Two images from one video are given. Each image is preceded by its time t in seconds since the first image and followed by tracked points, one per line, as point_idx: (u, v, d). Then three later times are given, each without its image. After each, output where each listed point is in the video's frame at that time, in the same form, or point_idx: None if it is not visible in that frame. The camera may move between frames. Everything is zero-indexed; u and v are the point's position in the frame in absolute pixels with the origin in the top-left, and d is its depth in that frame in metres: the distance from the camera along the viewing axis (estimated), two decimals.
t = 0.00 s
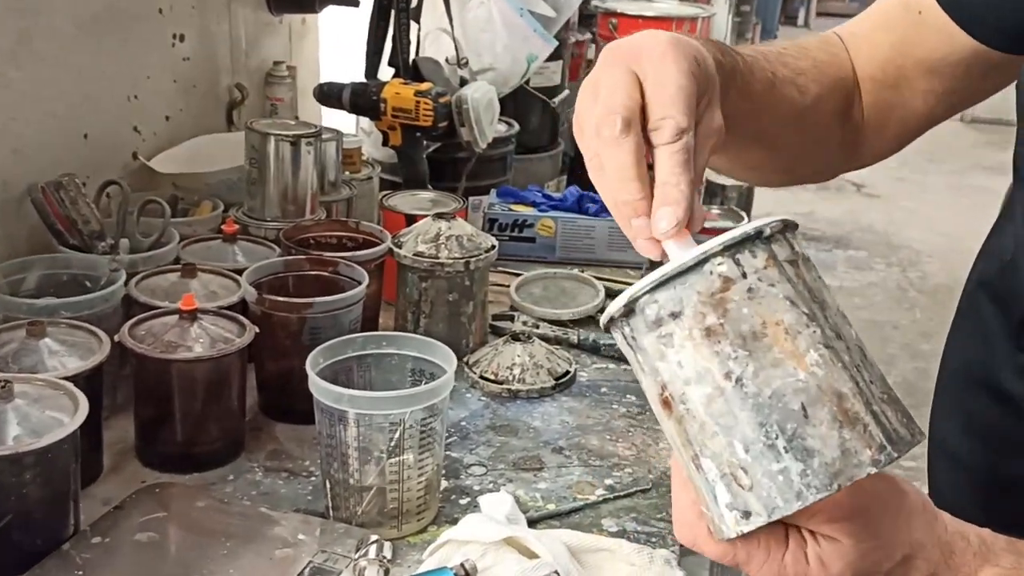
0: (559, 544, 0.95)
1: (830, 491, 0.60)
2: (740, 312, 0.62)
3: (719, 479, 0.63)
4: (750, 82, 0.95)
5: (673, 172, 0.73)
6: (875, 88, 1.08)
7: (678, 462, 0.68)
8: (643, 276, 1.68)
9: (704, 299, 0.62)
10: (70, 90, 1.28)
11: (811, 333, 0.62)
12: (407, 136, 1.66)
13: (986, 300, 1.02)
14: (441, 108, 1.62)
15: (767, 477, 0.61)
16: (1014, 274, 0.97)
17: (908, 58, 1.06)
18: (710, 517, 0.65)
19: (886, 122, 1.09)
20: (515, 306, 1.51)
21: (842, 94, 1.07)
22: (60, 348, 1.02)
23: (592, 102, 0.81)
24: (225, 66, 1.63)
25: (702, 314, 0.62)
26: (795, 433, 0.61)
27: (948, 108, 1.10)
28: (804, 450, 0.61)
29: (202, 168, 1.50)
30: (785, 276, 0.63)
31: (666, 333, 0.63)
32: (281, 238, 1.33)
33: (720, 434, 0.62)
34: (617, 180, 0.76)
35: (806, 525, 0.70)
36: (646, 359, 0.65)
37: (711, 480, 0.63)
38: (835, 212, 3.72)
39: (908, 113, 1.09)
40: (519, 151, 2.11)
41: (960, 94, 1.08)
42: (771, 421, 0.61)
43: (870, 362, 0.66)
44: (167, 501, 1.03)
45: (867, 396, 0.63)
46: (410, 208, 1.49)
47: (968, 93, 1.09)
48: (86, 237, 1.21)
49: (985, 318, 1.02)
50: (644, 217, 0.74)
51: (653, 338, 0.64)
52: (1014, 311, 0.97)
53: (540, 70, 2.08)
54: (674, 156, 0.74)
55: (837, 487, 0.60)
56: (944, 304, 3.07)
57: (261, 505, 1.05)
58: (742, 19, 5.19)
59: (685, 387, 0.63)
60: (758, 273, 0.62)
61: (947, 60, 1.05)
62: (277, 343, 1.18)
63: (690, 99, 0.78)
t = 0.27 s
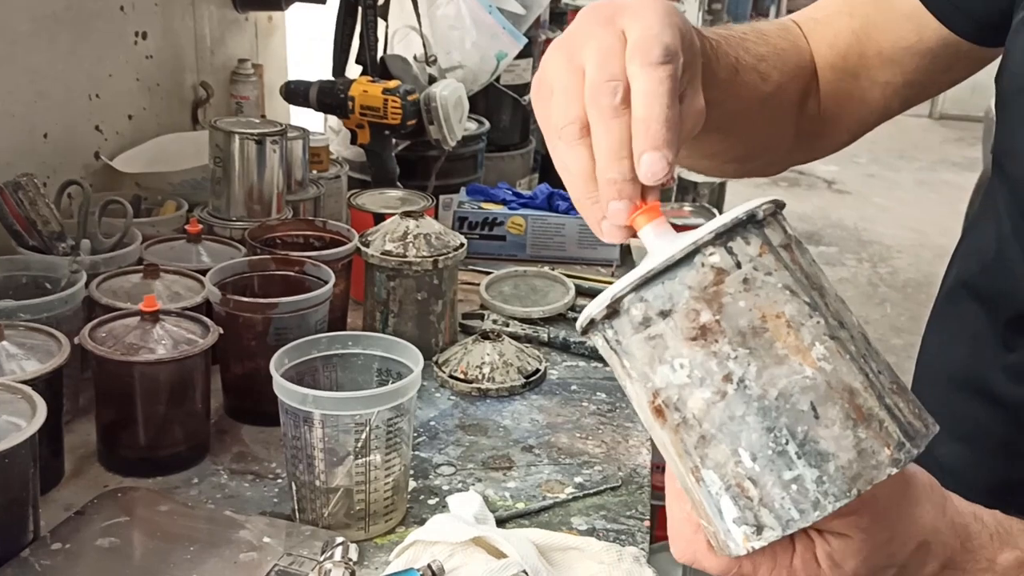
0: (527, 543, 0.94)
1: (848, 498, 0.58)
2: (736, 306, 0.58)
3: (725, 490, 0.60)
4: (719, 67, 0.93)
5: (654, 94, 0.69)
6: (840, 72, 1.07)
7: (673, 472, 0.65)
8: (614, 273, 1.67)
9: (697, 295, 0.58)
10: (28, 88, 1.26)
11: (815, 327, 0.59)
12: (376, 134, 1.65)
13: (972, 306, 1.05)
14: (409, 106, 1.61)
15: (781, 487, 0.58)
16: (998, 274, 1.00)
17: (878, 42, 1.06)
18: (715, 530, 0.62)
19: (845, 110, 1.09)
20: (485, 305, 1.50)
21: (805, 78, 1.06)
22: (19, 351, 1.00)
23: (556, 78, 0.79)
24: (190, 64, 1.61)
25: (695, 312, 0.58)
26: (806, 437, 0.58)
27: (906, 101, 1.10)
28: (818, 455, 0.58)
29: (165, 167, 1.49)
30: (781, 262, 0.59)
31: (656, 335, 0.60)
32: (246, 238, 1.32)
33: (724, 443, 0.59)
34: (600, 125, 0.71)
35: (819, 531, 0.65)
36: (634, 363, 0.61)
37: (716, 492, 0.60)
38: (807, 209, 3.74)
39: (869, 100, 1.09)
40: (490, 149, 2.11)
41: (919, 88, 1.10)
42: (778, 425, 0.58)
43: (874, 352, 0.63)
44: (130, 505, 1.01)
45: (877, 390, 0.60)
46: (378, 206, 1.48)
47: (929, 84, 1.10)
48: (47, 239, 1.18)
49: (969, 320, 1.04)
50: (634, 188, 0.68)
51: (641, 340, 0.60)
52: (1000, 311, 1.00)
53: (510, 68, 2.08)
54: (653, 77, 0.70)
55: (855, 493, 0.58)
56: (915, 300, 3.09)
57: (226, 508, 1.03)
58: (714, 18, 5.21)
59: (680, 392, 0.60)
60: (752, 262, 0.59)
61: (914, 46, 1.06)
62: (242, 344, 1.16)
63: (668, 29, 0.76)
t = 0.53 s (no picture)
0: (502, 533, 0.94)
1: (864, 510, 0.55)
2: (741, 304, 0.54)
3: (732, 500, 0.57)
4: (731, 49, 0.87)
5: (705, 68, 0.65)
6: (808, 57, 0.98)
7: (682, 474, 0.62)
8: (591, 267, 1.68)
9: (699, 292, 0.54)
10: None
11: (832, 322, 0.55)
12: (353, 128, 1.64)
13: (954, 302, 1.02)
14: (386, 99, 1.60)
15: (793, 498, 0.56)
16: (980, 268, 0.99)
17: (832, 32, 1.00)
18: (722, 536, 0.60)
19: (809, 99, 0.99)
20: (462, 299, 1.50)
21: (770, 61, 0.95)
22: None
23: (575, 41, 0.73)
24: (165, 56, 1.60)
25: (697, 310, 0.55)
26: (818, 445, 0.55)
27: (860, 91, 1.04)
28: (831, 465, 0.55)
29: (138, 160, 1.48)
30: (792, 252, 0.55)
31: (656, 335, 0.56)
32: (220, 231, 1.31)
33: (730, 450, 0.56)
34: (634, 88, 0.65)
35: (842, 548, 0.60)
36: (635, 364, 0.58)
37: (725, 501, 0.57)
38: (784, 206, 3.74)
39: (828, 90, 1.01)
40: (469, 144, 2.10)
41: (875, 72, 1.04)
42: (789, 433, 0.55)
43: (896, 344, 0.58)
44: (102, 499, 1.00)
45: (897, 388, 0.56)
46: (354, 200, 1.47)
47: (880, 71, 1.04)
48: (18, 231, 1.16)
49: (951, 316, 1.02)
50: (652, 172, 0.62)
51: (640, 339, 0.57)
52: (985, 306, 0.98)
53: (489, 63, 2.08)
54: (708, 52, 0.66)
55: (871, 504, 0.55)
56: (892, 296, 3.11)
57: (199, 502, 1.02)
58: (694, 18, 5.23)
59: (684, 396, 0.56)
60: (760, 253, 0.54)
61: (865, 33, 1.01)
62: (215, 337, 1.15)
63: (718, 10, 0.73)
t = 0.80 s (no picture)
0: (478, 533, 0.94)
1: (848, 552, 0.54)
2: (718, 343, 0.54)
3: (712, 542, 0.57)
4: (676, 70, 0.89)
5: (645, 79, 0.63)
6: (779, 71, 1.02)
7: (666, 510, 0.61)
8: (570, 266, 1.68)
9: (673, 332, 0.54)
10: None
11: (812, 362, 0.54)
12: (331, 126, 1.63)
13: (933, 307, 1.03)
14: (365, 98, 1.59)
15: (775, 541, 0.55)
16: (956, 273, 0.99)
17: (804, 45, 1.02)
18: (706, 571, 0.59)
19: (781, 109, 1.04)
20: (441, 297, 1.50)
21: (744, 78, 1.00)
22: None
23: (514, 76, 0.72)
24: (140, 53, 1.59)
25: (672, 351, 0.54)
26: (798, 486, 0.54)
27: (837, 96, 1.07)
28: (813, 506, 0.54)
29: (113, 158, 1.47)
30: (768, 288, 0.54)
31: (631, 375, 0.55)
32: (196, 230, 1.30)
33: (710, 491, 0.56)
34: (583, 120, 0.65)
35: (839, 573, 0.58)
36: (611, 403, 0.57)
37: (706, 543, 0.57)
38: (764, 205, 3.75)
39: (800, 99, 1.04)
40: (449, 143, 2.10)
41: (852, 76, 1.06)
42: (769, 474, 0.54)
43: (877, 374, 0.58)
44: (75, 500, 0.99)
45: (880, 423, 0.56)
46: (332, 198, 1.47)
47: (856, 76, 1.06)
48: None
49: (929, 321, 1.02)
50: (613, 200, 0.63)
51: (615, 378, 0.56)
52: (963, 312, 0.98)
53: (468, 61, 2.07)
54: (644, 59, 0.65)
55: (854, 546, 0.55)
56: (871, 294, 3.13)
57: (174, 502, 1.02)
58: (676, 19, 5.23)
59: (661, 436, 0.56)
60: (734, 290, 0.54)
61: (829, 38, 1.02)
62: (190, 336, 1.15)
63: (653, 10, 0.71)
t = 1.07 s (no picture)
0: (459, 531, 0.94)
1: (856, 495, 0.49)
2: (704, 294, 0.51)
3: (713, 510, 0.50)
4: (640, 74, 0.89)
5: (559, 131, 0.62)
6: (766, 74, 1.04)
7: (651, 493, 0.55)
8: (553, 265, 1.68)
9: (662, 291, 0.51)
10: None
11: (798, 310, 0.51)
12: (312, 124, 1.62)
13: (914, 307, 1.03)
14: (347, 95, 1.59)
15: (779, 496, 0.50)
16: (935, 275, 0.99)
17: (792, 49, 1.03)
18: (701, 556, 0.53)
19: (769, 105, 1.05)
20: (423, 296, 1.49)
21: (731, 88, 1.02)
22: None
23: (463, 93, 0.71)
24: (119, 50, 1.58)
25: (662, 309, 0.51)
26: (798, 433, 0.50)
27: (824, 100, 1.08)
28: (814, 451, 0.50)
29: (90, 155, 1.46)
30: (749, 244, 0.52)
31: (619, 340, 0.51)
32: (176, 228, 1.29)
33: (707, 450, 0.50)
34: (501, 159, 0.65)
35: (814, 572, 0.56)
36: (598, 374, 0.52)
37: (704, 515, 0.51)
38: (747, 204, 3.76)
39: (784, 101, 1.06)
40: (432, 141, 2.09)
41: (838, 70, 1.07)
42: (768, 425, 0.50)
43: (858, 333, 0.54)
44: (51, 500, 0.98)
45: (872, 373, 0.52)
46: (313, 196, 1.46)
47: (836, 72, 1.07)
48: None
49: (909, 319, 1.02)
50: (578, 183, 0.60)
51: (602, 344, 0.52)
52: (946, 312, 0.98)
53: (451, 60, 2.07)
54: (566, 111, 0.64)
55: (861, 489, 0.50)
56: (853, 293, 3.15)
57: (152, 502, 1.01)
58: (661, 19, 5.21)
59: (654, 400, 0.51)
60: (718, 248, 0.51)
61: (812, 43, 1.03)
62: (169, 335, 1.14)
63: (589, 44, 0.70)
